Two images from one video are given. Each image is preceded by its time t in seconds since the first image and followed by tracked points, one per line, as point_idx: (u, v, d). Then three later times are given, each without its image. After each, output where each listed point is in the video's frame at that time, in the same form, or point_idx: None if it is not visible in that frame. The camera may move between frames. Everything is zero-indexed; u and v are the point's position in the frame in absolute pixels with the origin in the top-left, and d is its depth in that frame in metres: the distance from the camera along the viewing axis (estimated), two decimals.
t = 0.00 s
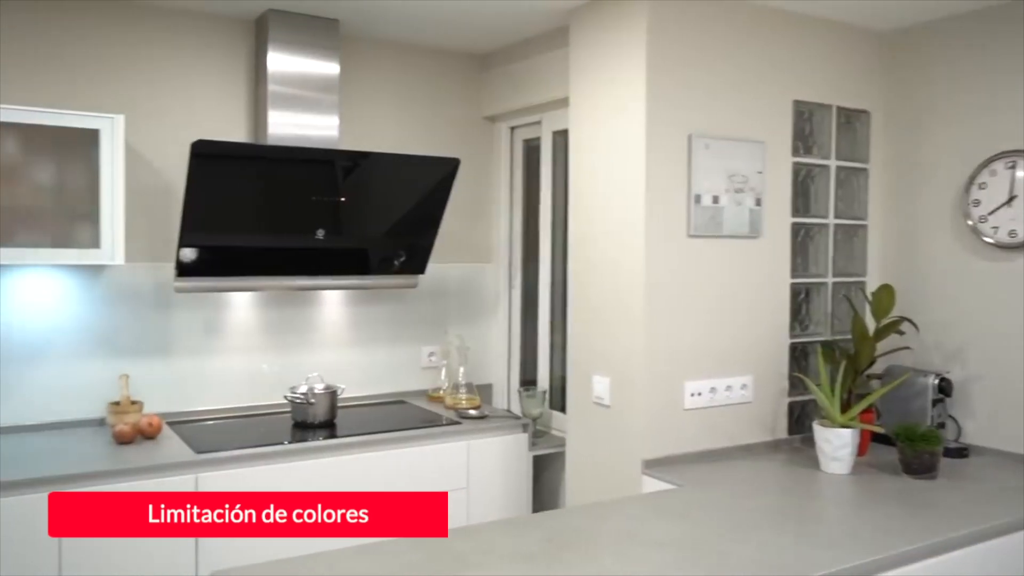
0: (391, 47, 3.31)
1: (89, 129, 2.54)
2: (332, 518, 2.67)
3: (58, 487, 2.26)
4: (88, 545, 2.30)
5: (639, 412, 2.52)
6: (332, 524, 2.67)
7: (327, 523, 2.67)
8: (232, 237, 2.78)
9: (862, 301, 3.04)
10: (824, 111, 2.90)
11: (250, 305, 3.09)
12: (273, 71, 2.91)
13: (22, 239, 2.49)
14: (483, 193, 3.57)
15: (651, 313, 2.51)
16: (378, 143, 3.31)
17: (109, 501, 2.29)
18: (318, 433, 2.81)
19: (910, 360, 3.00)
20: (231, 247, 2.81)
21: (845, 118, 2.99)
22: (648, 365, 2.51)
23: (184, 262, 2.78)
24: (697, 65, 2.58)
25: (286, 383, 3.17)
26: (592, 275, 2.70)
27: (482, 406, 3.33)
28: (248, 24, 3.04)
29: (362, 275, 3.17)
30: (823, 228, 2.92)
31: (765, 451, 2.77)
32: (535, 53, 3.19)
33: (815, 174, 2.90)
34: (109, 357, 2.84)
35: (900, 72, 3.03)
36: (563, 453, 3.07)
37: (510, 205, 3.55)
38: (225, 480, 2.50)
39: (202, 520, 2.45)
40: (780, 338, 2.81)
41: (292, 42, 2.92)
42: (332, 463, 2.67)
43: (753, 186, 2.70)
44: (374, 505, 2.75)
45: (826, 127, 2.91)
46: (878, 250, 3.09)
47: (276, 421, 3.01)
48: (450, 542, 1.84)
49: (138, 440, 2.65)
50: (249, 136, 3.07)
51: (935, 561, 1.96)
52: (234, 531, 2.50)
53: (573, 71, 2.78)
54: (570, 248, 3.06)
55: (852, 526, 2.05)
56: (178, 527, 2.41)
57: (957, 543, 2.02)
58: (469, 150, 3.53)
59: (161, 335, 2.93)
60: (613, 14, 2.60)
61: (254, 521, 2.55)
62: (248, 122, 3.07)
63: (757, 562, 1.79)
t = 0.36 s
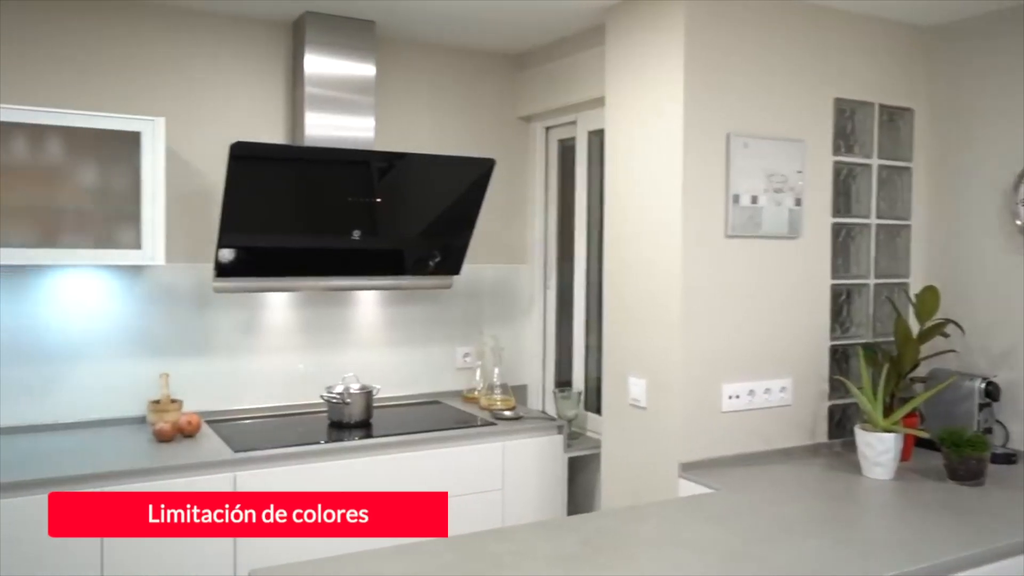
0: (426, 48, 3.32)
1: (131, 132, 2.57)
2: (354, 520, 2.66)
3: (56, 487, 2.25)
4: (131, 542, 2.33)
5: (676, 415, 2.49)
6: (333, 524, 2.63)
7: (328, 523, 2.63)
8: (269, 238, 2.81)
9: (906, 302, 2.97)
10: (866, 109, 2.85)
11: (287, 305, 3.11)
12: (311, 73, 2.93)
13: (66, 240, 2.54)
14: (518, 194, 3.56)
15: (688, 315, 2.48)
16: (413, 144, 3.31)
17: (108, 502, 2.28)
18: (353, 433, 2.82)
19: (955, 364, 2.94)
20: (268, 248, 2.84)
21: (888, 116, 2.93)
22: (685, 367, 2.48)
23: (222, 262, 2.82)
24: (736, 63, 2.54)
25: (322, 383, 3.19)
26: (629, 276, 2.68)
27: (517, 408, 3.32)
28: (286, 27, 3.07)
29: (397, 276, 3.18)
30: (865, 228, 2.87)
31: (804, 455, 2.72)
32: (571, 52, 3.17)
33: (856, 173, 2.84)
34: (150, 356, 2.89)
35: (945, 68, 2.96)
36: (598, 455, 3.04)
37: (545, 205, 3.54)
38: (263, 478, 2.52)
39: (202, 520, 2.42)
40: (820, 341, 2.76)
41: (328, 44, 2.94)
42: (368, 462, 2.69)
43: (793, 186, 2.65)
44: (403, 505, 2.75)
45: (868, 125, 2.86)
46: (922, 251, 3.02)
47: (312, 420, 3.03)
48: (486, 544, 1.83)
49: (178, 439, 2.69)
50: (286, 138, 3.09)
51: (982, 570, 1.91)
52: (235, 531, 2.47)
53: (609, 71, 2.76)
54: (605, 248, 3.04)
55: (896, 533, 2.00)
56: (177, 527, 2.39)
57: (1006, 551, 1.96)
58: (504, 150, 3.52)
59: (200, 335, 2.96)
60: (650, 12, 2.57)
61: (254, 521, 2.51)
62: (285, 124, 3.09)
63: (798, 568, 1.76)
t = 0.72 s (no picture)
0: (463, 49, 3.32)
1: (173, 134, 2.61)
2: (359, 521, 2.63)
3: (56, 487, 2.25)
4: (173, 539, 2.37)
5: (716, 418, 2.46)
6: (333, 524, 2.58)
7: (328, 523, 2.58)
8: (308, 239, 2.83)
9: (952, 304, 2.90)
10: (911, 107, 2.79)
11: (325, 305, 3.14)
12: (348, 75, 2.95)
13: (109, 241, 2.58)
14: (554, 194, 3.55)
15: (727, 316, 2.45)
16: (449, 144, 3.32)
17: (107, 501, 2.27)
18: (390, 433, 2.83)
19: (1004, 368, 2.86)
20: (307, 248, 2.86)
21: (934, 113, 2.86)
22: (724, 369, 2.45)
23: (261, 263, 2.85)
24: (777, 61, 2.51)
25: (359, 383, 3.21)
26: (667, 277, 2.65)
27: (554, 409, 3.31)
28: (324, 29, 3.09)
29: (433, 276, 3.19)
30: (910, 228, 2.81)
31: (847, 459, 2.67)
32: (608, 52, 3.15)
33: (900, 172, 2.78)
34: (192, 355, 2.93)
35: (993, 64, 2.89)
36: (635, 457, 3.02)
37: (581, 205, 3.52)
38: (302, 477, 2.54)
39: (202, 520, 2.39)
40: (863, 343, 2.71)
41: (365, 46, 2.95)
42: (405, 462, 2.69)
43: (835, 185, 2.61)
44: (412, 506, 2.71)
45: (913, 123, 2.80)
46: (969, 251, 2.95)
47: (349, 420, 3.05)
48: (523, 546, 1.83)
49: (218, 437, 2.72)
50: (324, 139, 3.12)
51: None
52: (231, 531, 2.43)
53: (647, 70, 2.74)
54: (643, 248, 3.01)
55: (943, 540, 1.96)
56: (178, 527, 2.37)
57: None
58: (540, 150, 3.51)
59: (241, 335, 3.00)
60: (689, 10, 2.55)
61: (254, 521, 2.47)
62: (323, 125, 3.11)
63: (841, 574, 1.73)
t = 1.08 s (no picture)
0: (500, 50, 3.32)
1: (215, 136, 2.64)
2: (359, 521, 2.58)
3: (57, 487, 2.24)
4: (214, 536, 2.39)
5: (757, 422, 2.42)
6: (370, 524, 2.59)
7: (328, 523, 2.53)
8: (346, 240, 2.85)
9: (1004, 306, 2.81)
10: (959, 103, 2.71)
11: (364, 306, 3.15)
12: (386, 76, 2.96)
13: (153, 242, 2.62)
14: (592, 194, 3.52)
15: (768, 318, 2.41)
16: (486, 144, 3.31)
17: (108, 501, 2.26)
18: (428, 434, 2.83)
19: None
20: (345, 249, 2.88)
21: (984, 110, 2.78)
22: (765, 372, 2.41)
23: (300, 263, 2.87)
24: (820, 57, 2.46)
25: (397, 384, 3.22)
26: (707, 278, 2.62)
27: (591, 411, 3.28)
28: (362, 31, 3.11)
29: (470, 276, 3.19)
30: (959, 228, 2.73)
31: (893, 465, 2.61)
32: (646, 50, 3.12)
33: (948, 170, 2.71)
34: (233, 354, 2.96)
35: None
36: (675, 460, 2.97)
37: (619, 206, 3.49)
38: (341, 476, 2.56)
39: (202, 520, 2.38)
40: (909, 346, 2.65)
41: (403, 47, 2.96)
42: (442, 463, 2.69)
43: (880, 184, 2.55)
44: (413, 507, 2.66)
45: (961, 120, 2.72)
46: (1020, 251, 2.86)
47: (387, 420, 3.06)
48: (561, 549, 1.81)
49: (258, 436, 2.74)
50: (361, 140, 3.13)
51: None
52: (226, 531, 2.40)
53: (686, 68, 2.70)
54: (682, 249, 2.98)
55: (994, 548, 1.90)
56: (178, 527, 2.36)
57: None
58: (577, 150, 3.49)
59: (281, 334, 3.03)
60: (730, 7, 2.51)
61: (254, 521, 2.44)
62: (361, 126, 3.13)
63: None
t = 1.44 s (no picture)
0: (537, 49, 3.30)
1: (254, 137, 2.66)
2: (359, 521, 2.52)
3: (60, 488, 2.24)
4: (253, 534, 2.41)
5: (799, 425, 2.37)
6: (407, 524, 2.59)
7: (328, 523, 2.49)
8: (383, 240, 2.86)
9: None
10: (1010, 99, 2.64)
11: (400, 306, 3.16)
12: (423, 77, 2.96)
13: (193, 242, 2.65)
14: (629, 194, 3.49)
15: (811, 319, 2.37)
16: (523, 144, 3.30)
17: (109, 501, 2.26)
18: (464, 434, 2.83)
19: None
20: (382, 249, 2.89)
21: None
22: (807, 374, 2.36)
23: (337, 263, 2.88)
24: (865, 53, 2.41)
25: (434, 384, 3.22)
26: (747, 278, 2.57)
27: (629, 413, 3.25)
28: (399, 32, 3.11)
29: (507, 277, 3.18)
30: (1010, 227, 2.64)
31: (940, 471, 2.55)
32: (685, 48, 3.09)
33: (998, 168, 2.63)
34: (270, 354, 2.99)
35: None
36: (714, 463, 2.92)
37: (657, 205, 3.45)
38: (378, 476, 2.56)
39: (202, 520, 2.36)
40: (957, 348, 2.58)
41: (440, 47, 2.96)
42: (479, 464, 2.68)
43: (927, 183, 2.49)
44: (413, 507, 2.60)
45: (1012, 116, 2.64)
46: None
47: (423, 420, 3.06)
48: (600, 551, 1.79)
49: (296, 435, 2.76)
50: (399, 140, 3.14)
51: None
52: (224, 531, 2.38)
53: (726, 66, 2.67)
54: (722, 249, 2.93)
55: None
56: (178, 527, 2.35)
57: None
58: (615, 150, 3.46)
59: (319, 334, 3.05)
60: (772, 2, 2.46)
61: (254, 521, 2.41)
62: (398, 127, 3.13)
63: None
